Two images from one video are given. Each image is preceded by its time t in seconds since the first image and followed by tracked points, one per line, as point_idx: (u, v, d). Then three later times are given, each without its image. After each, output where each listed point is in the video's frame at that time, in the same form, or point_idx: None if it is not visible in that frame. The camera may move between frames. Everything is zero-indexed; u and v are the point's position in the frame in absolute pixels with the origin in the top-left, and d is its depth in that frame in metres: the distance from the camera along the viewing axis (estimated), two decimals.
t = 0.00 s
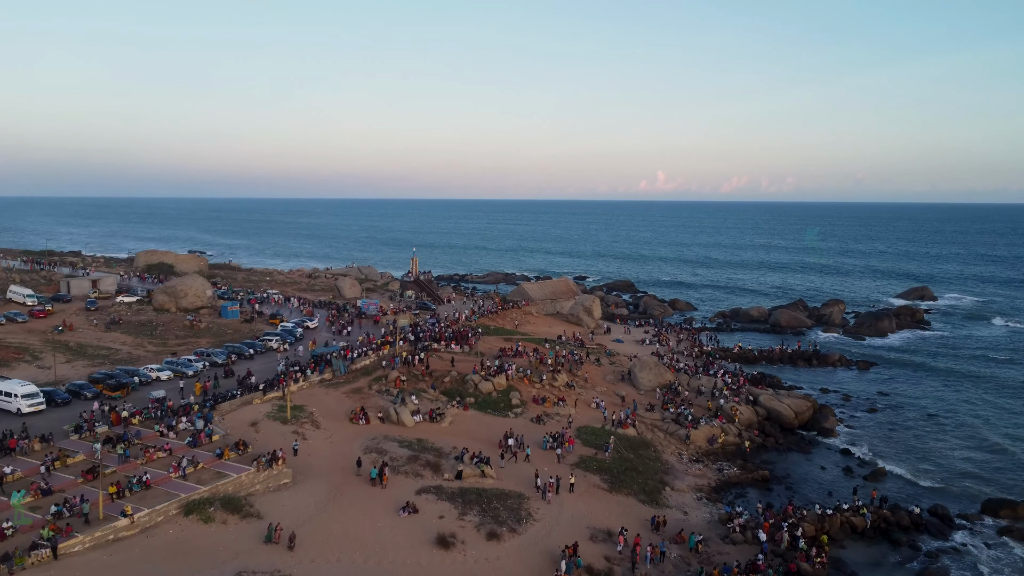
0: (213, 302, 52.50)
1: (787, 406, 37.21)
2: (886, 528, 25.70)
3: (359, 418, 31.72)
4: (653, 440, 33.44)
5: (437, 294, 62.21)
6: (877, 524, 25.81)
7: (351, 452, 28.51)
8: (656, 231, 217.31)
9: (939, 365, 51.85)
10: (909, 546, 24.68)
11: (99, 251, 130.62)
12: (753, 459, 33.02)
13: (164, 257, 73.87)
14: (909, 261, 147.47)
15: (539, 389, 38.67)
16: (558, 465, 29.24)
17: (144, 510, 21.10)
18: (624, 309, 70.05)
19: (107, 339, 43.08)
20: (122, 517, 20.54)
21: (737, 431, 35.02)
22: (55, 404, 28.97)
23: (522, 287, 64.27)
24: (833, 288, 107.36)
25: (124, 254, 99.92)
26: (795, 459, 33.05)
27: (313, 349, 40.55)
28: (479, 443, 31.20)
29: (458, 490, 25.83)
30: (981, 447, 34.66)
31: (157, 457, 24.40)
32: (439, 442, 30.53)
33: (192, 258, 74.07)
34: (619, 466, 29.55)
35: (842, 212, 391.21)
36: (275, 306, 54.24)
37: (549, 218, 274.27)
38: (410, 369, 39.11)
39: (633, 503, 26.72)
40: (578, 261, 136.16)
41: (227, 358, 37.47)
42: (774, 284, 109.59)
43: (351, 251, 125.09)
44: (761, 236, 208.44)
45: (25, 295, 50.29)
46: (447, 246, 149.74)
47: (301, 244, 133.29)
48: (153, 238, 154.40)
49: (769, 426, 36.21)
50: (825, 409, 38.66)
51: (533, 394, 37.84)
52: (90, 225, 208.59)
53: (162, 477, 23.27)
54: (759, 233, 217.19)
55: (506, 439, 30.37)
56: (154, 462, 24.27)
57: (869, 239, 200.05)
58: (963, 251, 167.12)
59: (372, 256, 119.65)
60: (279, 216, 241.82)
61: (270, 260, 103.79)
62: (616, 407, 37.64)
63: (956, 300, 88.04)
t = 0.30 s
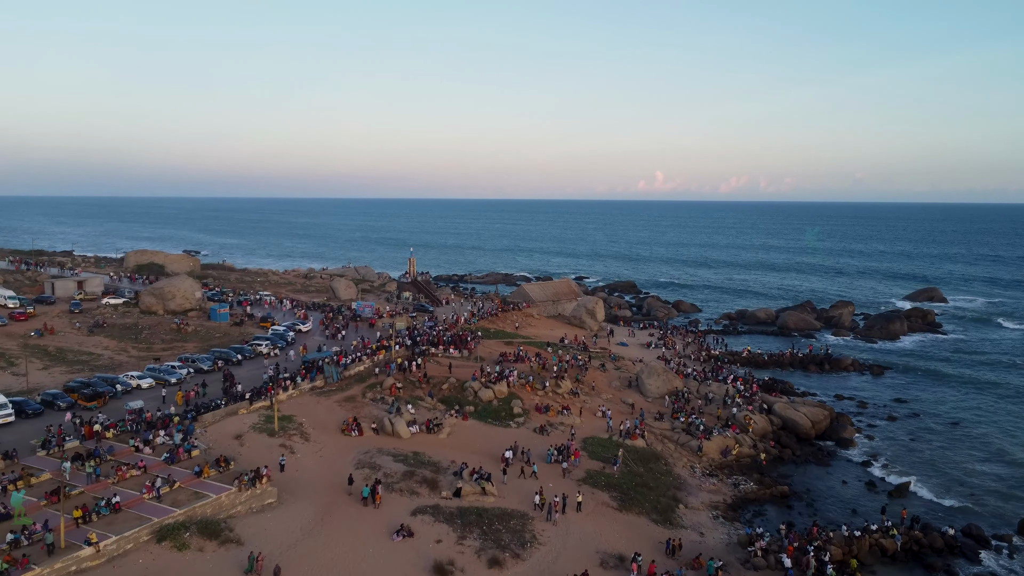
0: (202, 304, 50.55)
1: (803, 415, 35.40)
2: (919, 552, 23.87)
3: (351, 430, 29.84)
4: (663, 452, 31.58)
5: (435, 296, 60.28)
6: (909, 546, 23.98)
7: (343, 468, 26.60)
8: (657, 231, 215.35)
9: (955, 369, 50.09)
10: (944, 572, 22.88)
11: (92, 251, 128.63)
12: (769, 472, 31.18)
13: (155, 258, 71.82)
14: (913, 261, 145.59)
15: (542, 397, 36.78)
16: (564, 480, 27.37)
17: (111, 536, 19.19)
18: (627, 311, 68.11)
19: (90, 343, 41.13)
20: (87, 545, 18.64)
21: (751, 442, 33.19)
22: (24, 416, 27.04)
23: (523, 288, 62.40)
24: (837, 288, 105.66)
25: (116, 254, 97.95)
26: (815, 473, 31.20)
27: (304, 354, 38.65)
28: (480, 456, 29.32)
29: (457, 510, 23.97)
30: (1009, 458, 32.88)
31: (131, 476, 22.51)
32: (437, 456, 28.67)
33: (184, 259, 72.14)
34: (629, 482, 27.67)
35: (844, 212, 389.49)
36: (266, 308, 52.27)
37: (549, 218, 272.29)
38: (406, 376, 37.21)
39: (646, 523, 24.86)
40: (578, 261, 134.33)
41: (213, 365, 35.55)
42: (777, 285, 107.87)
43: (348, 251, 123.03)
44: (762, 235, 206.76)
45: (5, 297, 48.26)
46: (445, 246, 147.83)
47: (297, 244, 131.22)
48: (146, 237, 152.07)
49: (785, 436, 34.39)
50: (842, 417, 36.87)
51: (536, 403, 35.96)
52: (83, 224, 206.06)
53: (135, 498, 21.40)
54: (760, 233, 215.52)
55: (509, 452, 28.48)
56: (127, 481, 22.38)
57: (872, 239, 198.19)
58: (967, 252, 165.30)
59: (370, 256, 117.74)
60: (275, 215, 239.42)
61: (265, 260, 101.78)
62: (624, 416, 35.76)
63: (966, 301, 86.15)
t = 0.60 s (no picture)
0: (191, 306, 48.67)
1: (819, 424, 33.66)
2: None
3: (343, 442, 28.02)
4: (673, 465, 29.80)
5: (433, 297, 58.42)
6: (942, 570, 22.29)
7: (332, 484, 24.80)
8: (657, 231, 213.49)
9: (971, 374, 48.42)
10: None
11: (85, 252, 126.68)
12: (786, 487, 29.43)
13: (145, 258, 69.97)
14: (917, 262, 143.86)
15: (545, 405, 34.99)
16: (569, 497, 25.59)
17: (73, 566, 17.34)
18: (630, 313, 66.33)
19: (70, 348, 39.24)
20: None
21: (765, 453, 31.44)
22: None
23: (523, 290, 60.58)
24: (842, 289, 104.02)
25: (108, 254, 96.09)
26: (834, 488, 29.47)
27: (295, 360, 36.82)
28: (480, 470, 27.52)
29: (456, 532, 22.18)
30: None
31: (100, 496, 20.67)
32: (433, 471, 26.87)
33: (175, 261, 70.24)
34: (639, 498, 25.90)
35: (844, 212, 387.58)
36: (258, 311, 50.49)
37: (549, 218, 270.46)
38: (401, 383, 35.40)
39: (659, 544, 23.10)
40: (577, 261, 132.54)
41: (198, 372, 33.71)
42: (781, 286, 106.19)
43: (344, 251, 121.08)
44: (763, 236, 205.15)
45: None
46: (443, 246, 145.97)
47: (292, 243, 129.19)
48: (139, 237, 149.84)
49: (800, 447, 32.67)
50: (859, 426, 35.17)
51: (539, 411, 34.18)
52: (78, 224, 203.77)
53: (103, 521, 19.58)
54: (760, 233, 214.04)
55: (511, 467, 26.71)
56: (96, 503, 20.53)
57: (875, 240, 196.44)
58: (971, 252, 163.62)
59: (367, 256, 115.85)
60: (271, 215, 237.32)
61: (259, 261, 99.79)
62: (630, 424, 33.99)
63: (974, 303, 84.46)
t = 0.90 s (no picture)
0: (180, 310, 46.85)
1: (838, 435, 31.95)
2: None
3: (334, 457, 26.26)
4: (686, 480, 28.06)
5: (431, 300, 56.65)
6: None
7: (322, 505, 23.04)
8: (657, 231, 211.76)
9: (988, 380, 46.81)
10: None
11: (78, 252, 124.72)
12: (807, 504, 27.69)
13: (136, 259, 68.17)
14: (922, 263, 142.22)
15: (549, 415, 33.26)
16: (577, 518, 23.83)
17: None
18: (633, 316, 64.59)
19: (50, 354, 37.41)
20: None
21: (783, 467, 29.70)
22: None
23: (524, 292, 58.81)
24: (846, 291, 102.54)
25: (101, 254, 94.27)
26: (857, 505, 27.73)
27: (285, 368, 35.03)
28: (481, 488, 25.76)
29: (455, 559, 20.41)
30: None
31: (67, 521, 18.93)
32: (431, 488, 25.12)
33: (167, 263, 69.10)
34: (652, 518, 24.15)
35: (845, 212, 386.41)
36: (250, 314, 48.71)
37: (549, 219, 268.61)
38: (398, 392, 33.65)
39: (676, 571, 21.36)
40: (577, 262, 130.89)
41: (183, 381, 31.94)
42: (785, 287, 104.61)
43: (341, 251, 119.28)
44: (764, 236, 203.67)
45: None
46: (442, 246, 144.27)
47: (289, 244, 127.37)
48: (133, 237, 147.83)
49: (819, 460, 30.96)
50: (879, 437, 33.48)
51: (543, 421, 32.42)
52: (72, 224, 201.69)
53: (68, 549, 17.84)
54: (760, 233, 212.68)
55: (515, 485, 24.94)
56: (61, 529, 18.77)
57: (877, 241, 194.83)
58: (975, 254, 161.96)
59: (365, 256, 114.07)
60: (268, 215, 235.32)
61: (254, 261, 97.98)
62: (639, 436, 32.26)
63: (984, 306, 82.77)
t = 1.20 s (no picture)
0: (167, 315, 44.94)
1: (862, 450, 30.08)
2: None
3: (325, 477, 24.36)
4: (703, 500, 26.17)
5: (430, 304, 54.77)
6: None
7: (310, 532, 21.15)
8: (658, 232, 209.89)
9: (1009, 388, 44.99)
10: None
11: (72, 253, 122.80)
12: (833, 527, 25.81)
13: (127, 261, 66.28)
14: (927, 265, 140.39)
15: (555, 428, 31.38)
16: (588, 545, 21.92)
17: None
18: (638, 320, 62.71)
19: (27, 362, 35.48)
20: None
21: (805, 485, 27.83)
22: None
23: (526, 295, 56.91)
24: (853, 293, 100.74)
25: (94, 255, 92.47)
26: (886, 527, 25.87)
27: (275, 377, 33.16)
28: (483, 510, 23.88)
29: None
30: None
31: (24, 555, 17.01)
32: (429, 512, 23.23)
33: (159, 266, 67.47)
34: (669, 545, 22.28)
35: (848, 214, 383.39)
36: (241, 319, 46.83)
37: (549, 220, 267.05)
38: (394, 404, 31.76)
39: None
40: (579, 263, 129.08)
41: (166, 393, 30.03)
42: (790, 290, 102.81)
43: (339, 253, 117.38)
44: (766, 237, 201.86)
45: None
46: (441, 248, 142.49)
47: (286, 245, 125.55)
48: (129, 238, 145.93)
49: (842, 477, 29.10)
50: (904, 451, 31.62)
51: (548, 435, 30.56)
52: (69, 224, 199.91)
53: None
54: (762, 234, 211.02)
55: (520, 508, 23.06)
56: (17, 565, 16.82)
57: (880, 242, 192.91)
58: (981, 255, 160.05)
59: (364, 257, 112.25)
60: (266, 215, 233.53)
61: (250, 262, 96.07)
62: (650, 450, 30.39)
63: (995, 309, 80.93)
